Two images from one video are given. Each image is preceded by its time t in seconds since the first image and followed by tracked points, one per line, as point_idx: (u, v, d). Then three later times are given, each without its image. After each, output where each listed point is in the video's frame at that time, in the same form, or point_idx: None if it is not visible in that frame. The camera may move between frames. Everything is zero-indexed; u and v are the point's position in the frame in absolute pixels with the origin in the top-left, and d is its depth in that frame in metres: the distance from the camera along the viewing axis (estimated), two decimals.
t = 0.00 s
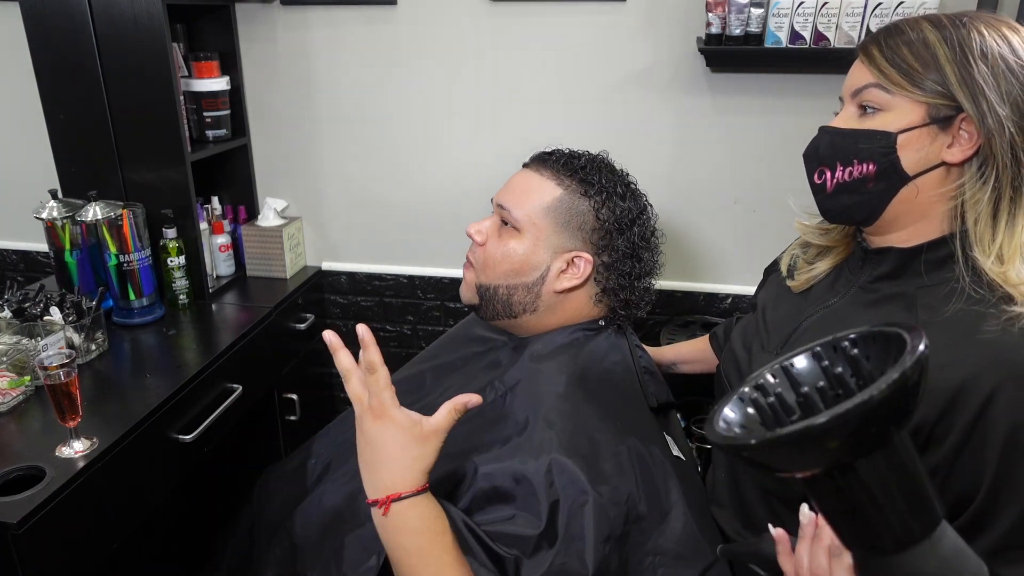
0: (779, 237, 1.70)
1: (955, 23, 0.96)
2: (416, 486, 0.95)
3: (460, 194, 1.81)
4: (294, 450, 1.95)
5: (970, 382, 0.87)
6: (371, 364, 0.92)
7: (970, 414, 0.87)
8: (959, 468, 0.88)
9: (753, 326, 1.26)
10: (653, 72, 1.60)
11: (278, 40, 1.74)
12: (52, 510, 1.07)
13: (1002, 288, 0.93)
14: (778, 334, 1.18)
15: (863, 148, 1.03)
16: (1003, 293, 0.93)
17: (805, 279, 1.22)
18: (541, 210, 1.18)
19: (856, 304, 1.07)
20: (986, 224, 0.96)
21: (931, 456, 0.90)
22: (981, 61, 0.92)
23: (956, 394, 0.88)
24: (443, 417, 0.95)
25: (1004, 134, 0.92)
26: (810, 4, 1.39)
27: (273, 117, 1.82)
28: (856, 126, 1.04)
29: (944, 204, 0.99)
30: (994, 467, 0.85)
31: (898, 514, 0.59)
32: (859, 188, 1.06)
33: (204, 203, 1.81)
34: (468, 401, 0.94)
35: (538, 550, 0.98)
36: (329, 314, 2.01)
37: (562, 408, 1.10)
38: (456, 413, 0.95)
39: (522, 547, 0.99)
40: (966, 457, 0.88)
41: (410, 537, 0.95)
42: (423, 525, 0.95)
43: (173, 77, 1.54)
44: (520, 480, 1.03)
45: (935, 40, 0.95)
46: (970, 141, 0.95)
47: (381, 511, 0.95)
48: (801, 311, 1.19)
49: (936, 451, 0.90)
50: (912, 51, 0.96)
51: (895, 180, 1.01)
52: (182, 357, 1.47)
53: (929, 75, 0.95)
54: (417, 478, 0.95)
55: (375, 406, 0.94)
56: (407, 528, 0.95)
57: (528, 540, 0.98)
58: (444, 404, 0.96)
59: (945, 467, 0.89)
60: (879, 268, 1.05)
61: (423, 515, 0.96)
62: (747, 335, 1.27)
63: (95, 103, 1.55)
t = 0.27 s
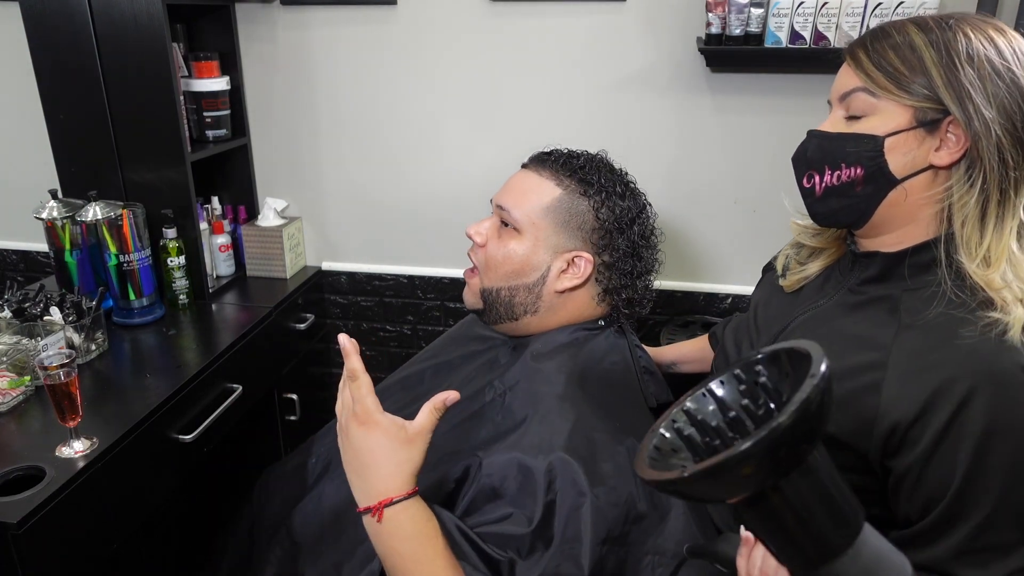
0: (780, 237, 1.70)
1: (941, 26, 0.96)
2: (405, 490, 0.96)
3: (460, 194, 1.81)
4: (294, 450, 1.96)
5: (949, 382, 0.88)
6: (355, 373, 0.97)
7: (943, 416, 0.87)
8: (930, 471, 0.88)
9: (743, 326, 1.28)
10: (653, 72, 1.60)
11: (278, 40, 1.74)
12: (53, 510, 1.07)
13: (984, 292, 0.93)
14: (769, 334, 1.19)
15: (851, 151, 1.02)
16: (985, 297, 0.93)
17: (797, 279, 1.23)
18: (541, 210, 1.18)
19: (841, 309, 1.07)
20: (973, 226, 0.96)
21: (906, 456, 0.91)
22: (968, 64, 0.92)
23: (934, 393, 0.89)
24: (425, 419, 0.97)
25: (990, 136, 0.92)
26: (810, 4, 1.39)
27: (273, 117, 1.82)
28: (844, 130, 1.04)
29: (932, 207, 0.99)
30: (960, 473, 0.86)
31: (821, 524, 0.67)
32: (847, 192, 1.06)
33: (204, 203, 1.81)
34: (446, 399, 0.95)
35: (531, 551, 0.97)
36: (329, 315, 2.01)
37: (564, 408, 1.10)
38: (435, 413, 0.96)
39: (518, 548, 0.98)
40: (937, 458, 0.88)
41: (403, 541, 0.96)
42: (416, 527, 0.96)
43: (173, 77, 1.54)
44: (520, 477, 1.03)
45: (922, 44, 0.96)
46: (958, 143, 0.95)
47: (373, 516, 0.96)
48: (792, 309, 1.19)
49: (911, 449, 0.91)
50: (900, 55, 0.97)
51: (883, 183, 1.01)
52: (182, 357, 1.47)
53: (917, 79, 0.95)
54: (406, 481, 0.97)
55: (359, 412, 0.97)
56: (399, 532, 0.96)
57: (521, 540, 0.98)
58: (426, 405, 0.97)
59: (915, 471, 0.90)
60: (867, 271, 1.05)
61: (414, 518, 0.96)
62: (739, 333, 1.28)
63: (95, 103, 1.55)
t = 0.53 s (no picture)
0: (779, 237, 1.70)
1: (922, 27, 0.97)
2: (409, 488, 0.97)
3: (461, 194, 1.81)
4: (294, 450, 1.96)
5: (957, 379, 0.87)
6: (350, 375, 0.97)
7: (957, 411, 0.87)
8: (945, 467, 0.88)
9: (743, 327, 1.27)
10: (653, 72, 1.60)
11: (277, 40, 1.74)
12: (53, 510, 1.07)
13: (985, 288, 0.93)
14: (769, 335, 1.18)
15: (839, 154, 1.02)
16: (987, 293, 0.93)
17: (794, 282, 1.22)
18: (541, 211, 1.18)
19: (844, 305, 1.07)
20: (967, 222, 0.96)
21: (919, 454, 0.91)
22: (950, 64, 0.93)
23: (942, 390, 0.88)
24: (423, 417, 0.97)
25: (976, 134, 0.92)
26: (810, 4, 1.39)
27: (273, 117, 1.82)
28: (832, 133, 1.04)
29: (925, 205, 0.99)
30: (977, 464, 0.85)
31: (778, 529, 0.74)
32: (837, 195, 1.05)
33: (204, 203, 1.81)
34: (443, 394, 0.96)
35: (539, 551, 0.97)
36: (329, 315, 2.01)
37: (568, 408, 1.10)
38: (433, 410, 0.97)
39: (522, 547, 0.98)
40: (953, 453, 0.88)
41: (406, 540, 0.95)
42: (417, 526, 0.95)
43: (173, 77, 1.54)
44: (523, 475, 1.04)
45: (904, 45, 0.96)
46: (944, 142, 0.95)
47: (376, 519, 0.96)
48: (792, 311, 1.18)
49: (925, 447, 0.90)
50: (882, 57, 0.97)
51: (872, 185, 1.01)
52: (182, 357, 1.47)
53: (900, 80, 0.96)
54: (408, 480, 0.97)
55: (358, 414, 0.97)
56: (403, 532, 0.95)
57: (526, 539, 0.98)
58: (422, 403, 0.98)
59: (931, 467, 0.89)
60: (866, 269, 1.05)
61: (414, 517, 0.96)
62: (738, 334, 1.28)
63: (95, 103, 1.55)
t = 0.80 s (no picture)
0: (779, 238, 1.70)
1: (917, 28, 0.97)
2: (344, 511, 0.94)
3: (461, 194, 1.81)
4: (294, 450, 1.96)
5: (966, 380, 0.87)
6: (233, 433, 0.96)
7: (968, 413, 0.87)
8: (959, 468, 0.89)
9: (746, 325, 1.25)
10: (653, 72, 1.60)
11: (277, 40, 1.74)
12: (53, 510, 1.07)
13: (992, 286, 0.93)
14: (774, 333, 1.16)
15: (842, 157, 1.02)
16: (995, 292, 0.93)
17: (796, 282, 1.22)
18: (548, 214, 1.18)
19: (852, 304, 1.06)
20: (971, 220, 0.96)
21: (932, 455, 0.91)
22: (947, 64, 0.93)
23: (953, 389, 0.88)
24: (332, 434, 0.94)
25: (976, 133, 0.92)
26: (810, 4, 1.39)
27: (273, 117, 1.82)
28: (833, 136, 1.04)
29: (929, 205, 0.99)
30: (992, 461, 0.85)
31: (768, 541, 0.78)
32: (842, 197, 1.05)
33: (204, 203, 1.81)
34: (336, 402, 0.93)
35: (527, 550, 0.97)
36: (329, 315, 2.01)
37: (572, 408, 1.09)
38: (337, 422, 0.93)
39: (510, 541, 0.97)
40: (966, 453, 0.88)
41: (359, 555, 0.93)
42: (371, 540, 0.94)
43: (173, 76, 1.54)
44: (526, 470, 1.03)
45: (900, 46, 0.96)
46: (946, 141, 0.95)
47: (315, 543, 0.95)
48: (796, 309, 1.17)
49: (938, 448, 0.90)
50: (879, 59, 0.97)
51: (876, 187, 1.00)
52: (182, 357, 1.47)
53: (898, 81, 0.96)
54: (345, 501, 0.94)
55: (269, 455, 0.93)
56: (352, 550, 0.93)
57: (515, 532, 0.97)
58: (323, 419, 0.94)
59: (945, 468, 0.89)
60: (873, 268, 1.05)
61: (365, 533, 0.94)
62: (741, 333, 1.25)
63: (95, 103, 1.55)
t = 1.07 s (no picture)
0: (779, 238, 1.70)
1: (919, 30, 0.97)
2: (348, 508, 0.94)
3: (461, 194, 1.81)
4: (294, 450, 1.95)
5: (975, 375, 0.88)
6: (218, 479, 0.89)
7: (977, 410, 0.87)
8: (967, 464, 0.89)
9: (754, 326, 1.25)
10: (653, 72, 1.60)
11: (277, 40, 1.74)
12: (53, 510, 1.07)
13: (1001, 285, 0.93)
14: (782, 333, 1.15)
15: (848, 161, 1.02)
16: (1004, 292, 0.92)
17: (803, 280, 1.21)
18: (546, 215, 1.18)
19: (859, 302, 1.06)
20: (979, 221, 0.96)
21: (941, 450, 0.91)
22: (951, 66, 0.93)
23: (963, 384, 0.89)
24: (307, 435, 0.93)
25: (982, 133, 0.92)
26: (810, 4, 1.39)
27: (273, 117, 1.82)
28: (838, 140, 1.04)
29: (936, 206, 0.99)
30: (997, 463, 0.86)
31: (779, 518, 0.77)
32: (849, 200, 1.05)
33: (204, 203, 1.81)
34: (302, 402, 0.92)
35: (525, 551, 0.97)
36: (329, 315, 2.01)
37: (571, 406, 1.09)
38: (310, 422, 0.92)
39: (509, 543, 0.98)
40: (975, 450, 0.88)
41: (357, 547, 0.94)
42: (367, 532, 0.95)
43: (173, 76, 1.54)
44: (522, 470, 1.03)
45: (903, 49, 0.96)
46: (952, 142, 0.95)
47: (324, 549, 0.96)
48: (804, 307, 1.17)
49: (946, 443, 0.91)
50: (880, 61, 0.97)
51: (884, 189, 1.00)
52: (182, 358, 1.47)
53: (901, 83, 0.96)
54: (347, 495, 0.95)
55: (257, 483, 0.89)
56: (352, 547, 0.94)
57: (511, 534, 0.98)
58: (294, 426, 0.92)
59: (953, 464, 0.89)
60: (881, 267, 1.04)
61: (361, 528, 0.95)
62: (749, 331, 1.25)
63: (95, 103, 1.55)
